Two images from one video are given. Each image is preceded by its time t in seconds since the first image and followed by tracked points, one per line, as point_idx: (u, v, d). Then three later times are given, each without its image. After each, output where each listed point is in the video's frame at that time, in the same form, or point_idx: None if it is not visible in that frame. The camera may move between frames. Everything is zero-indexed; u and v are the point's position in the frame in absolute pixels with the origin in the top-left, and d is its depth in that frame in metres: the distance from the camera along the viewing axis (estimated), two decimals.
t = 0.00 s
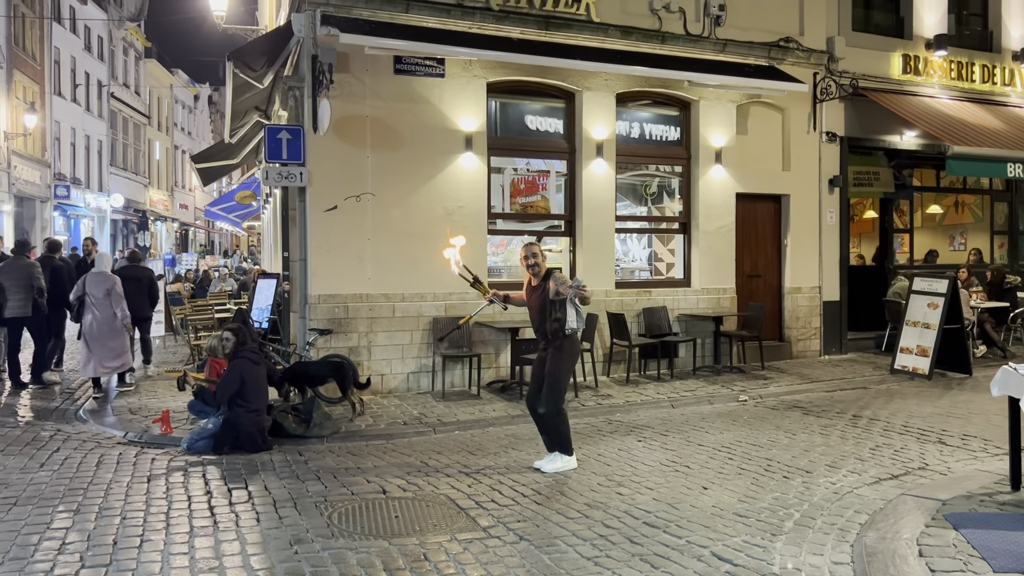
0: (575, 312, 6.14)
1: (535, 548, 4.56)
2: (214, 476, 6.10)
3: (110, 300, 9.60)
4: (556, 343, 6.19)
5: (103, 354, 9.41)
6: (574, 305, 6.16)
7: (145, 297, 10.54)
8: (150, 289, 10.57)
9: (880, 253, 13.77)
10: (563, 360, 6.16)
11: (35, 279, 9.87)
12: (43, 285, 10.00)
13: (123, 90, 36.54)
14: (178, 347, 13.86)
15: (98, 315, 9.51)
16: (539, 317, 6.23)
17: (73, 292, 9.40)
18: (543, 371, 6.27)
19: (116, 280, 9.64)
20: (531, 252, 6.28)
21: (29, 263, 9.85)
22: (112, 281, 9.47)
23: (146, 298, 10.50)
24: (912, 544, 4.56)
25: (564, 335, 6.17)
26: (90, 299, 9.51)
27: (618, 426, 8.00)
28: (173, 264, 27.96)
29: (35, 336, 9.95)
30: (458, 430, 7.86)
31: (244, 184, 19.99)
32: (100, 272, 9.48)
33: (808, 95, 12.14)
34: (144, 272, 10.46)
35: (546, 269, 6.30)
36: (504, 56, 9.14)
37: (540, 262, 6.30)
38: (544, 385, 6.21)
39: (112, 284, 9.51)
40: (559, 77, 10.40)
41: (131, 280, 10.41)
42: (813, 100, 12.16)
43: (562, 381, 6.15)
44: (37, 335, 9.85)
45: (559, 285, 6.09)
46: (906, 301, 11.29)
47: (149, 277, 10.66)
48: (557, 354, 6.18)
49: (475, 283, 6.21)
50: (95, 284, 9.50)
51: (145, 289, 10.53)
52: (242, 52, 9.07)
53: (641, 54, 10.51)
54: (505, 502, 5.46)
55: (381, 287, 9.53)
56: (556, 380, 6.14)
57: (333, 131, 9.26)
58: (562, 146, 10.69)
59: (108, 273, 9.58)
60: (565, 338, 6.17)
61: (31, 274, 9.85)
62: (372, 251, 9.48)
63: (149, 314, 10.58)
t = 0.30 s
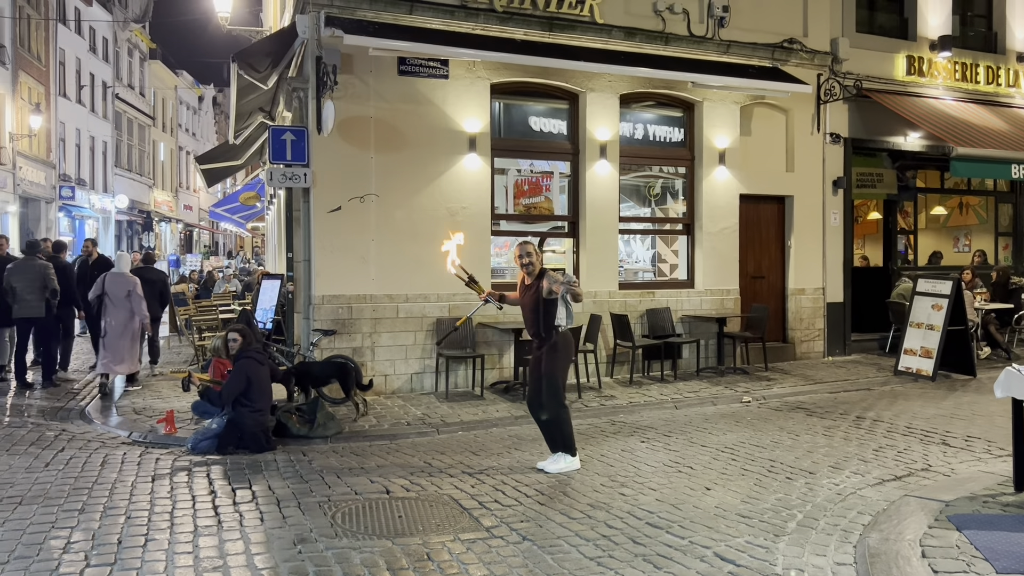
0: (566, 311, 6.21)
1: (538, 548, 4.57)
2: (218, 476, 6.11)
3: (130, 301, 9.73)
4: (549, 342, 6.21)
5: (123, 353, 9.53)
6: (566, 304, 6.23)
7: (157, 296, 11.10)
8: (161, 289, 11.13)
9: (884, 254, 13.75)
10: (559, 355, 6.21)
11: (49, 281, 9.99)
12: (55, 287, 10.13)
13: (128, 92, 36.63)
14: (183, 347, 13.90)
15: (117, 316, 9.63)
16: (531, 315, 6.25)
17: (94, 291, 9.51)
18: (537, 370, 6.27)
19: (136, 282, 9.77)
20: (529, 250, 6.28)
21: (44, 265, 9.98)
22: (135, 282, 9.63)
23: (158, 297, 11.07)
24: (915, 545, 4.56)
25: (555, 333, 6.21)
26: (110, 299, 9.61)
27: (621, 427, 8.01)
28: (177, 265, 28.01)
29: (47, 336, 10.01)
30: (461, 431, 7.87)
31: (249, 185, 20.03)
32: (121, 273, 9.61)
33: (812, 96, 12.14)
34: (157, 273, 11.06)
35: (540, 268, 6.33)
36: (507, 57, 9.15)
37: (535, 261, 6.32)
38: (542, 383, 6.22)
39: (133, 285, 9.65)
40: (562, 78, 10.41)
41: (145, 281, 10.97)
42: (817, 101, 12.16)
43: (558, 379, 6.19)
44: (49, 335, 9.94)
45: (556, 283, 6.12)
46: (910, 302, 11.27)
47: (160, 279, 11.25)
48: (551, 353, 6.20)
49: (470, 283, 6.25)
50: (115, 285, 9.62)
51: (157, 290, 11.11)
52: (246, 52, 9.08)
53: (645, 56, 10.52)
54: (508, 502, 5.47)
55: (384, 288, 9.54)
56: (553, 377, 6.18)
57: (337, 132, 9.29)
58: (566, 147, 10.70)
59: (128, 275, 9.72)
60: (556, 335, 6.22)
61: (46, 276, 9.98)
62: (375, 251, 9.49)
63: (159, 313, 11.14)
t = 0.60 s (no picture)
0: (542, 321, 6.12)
1: (544, 547, 4.58)
2: (225, 475, 6.14)
3: (148, 298, 10.26)
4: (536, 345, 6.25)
5: (143, 347, 9.98)
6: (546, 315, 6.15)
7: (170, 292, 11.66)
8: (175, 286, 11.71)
9: (891, 254, 13.71)
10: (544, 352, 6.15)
11: (68, 281, 10.08)
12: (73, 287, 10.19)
13: (137, 92, 36.76)
14: (190, 347, 13.97)
15: (136, 312, 10.16)
16: (516, 317, 6.28)
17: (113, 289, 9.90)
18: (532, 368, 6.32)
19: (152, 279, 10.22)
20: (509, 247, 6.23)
21: (64, 265, 10.06)
22: (152, 281, 10.15)
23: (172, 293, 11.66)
24: (921, 545, 4.55)
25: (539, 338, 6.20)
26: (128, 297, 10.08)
27: (627, 427, 8.01)
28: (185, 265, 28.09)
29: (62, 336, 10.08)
30: (468, 431, 7.89)
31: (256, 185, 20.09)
32: (138, 273, 10.10)
33: (819, 96, 12.11)
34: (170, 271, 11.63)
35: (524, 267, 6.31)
36: (514, 57, 9.16)
37: (516, 260, 6.28)
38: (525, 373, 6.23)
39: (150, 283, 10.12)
40: (569, 78, 10.42)
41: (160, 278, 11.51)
42: (824, 101, 12.13)
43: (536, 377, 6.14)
44: (62, 336, 9.93)
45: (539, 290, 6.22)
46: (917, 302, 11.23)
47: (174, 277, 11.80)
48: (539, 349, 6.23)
49: (453, 283, 6.18)
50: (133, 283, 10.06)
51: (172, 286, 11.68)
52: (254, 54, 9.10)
53: (651, 55, 10.52)
54: (514, 501, 5.48)
55: (391, 288, 9.56)
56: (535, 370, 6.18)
57: (344, 132, 9.31)
58: (572, 147, 10.71)
59: (145, 273, 10.22)
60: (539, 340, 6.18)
61: (65, 276, 10.08)
62: (382, 251, 9.52)
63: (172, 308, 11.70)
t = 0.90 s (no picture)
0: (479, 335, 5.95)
1: (557, 545, 4.58)
2: (239, 472, 6.18)
3: (165, 297, 10.33)
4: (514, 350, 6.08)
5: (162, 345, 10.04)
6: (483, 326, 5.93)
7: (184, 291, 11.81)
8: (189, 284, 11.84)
9: (906, 253, 13.63)
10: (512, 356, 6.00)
11: (87, 280, 10.21)
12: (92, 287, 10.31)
13: (151, 92, 36.98)
14: (205, 345, 14.04)
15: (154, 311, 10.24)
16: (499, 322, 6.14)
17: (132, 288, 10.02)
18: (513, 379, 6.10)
19: (170, 278, 10.34)
20: (485, 244, 6.14)
21: (84, 265, 10.22)
22: (170, 281, 10.21)
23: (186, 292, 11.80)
24: (935, 545, 4.53)
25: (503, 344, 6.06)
26: (147, 295, 10.18)
27: (640, 426, 8.00)
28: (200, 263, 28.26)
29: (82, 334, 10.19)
30: (480, 429, 7.90)
31: (270, 184, 20.18)
32: (156, 273, 10.16)
33: (833, 94, 12.05)
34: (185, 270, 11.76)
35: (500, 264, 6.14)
36: (526, 56, 9.16)
37: (488, 258, 6.14)
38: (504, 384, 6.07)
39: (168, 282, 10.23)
40: (581, 77, 10.41)
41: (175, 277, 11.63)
42: (838, 99, 12.07)
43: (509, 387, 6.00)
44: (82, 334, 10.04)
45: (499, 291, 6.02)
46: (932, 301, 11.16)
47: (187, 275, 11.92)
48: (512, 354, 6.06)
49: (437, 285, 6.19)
50: (152, 282, 10.16)
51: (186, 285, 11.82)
52: (267, 52, 9.12)
53: (664, 53, 10.49)
54: (527, 499, 5.49)
55: (404, 286, 9.59)
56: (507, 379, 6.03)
57: (357, 131, 9.34)
58: (585, 146, 10.70)
59: (162, 273, 10.29)
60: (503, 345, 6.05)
61: (86, 275, 10.22)
62: (395, 250, 9.55)
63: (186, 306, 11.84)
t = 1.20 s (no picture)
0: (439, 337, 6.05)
1: (575, 543, 4.58)
2: (260, 469, 6.23)
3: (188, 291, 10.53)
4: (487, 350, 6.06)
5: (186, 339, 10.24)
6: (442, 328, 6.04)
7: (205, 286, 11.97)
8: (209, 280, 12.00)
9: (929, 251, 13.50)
10: (476, 353, 6.02)
11: (107, 277, 10.30)
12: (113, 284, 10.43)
13: (173, 92, 37.29)
14: (225, 342, 14.15)
15: (178, 305, 10.45)
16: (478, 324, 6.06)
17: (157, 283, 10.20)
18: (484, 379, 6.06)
19: (193, 273, 10.52)
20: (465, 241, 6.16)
21: (103, 263, 10.31)
22: (193, 275, 10.38)
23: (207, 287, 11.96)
24: (958, 545, 4.48)
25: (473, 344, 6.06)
26: (171, 290, 10.35)
27: (659, 425, 7.97)
28: (220, 262, 28.48)
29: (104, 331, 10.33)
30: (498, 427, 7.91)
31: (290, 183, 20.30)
32: (180, 268, 10.35)
33: (855, 90, 11.95)
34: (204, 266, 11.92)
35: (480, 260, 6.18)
36: (545, 54, 9.14)
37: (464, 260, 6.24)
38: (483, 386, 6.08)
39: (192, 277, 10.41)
40: (600, 74, 10.38)
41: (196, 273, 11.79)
42: (860, 95, 11.96)
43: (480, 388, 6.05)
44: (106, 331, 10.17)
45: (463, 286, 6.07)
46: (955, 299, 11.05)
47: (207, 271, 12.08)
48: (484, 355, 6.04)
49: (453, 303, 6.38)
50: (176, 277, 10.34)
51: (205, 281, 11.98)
52: (286, 52, 9.15)
53: (684, 51, 10.44)
54: (546, 498, 5.49)
55: (423, 285, 9.61)
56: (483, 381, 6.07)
57: (376, 130, 9.38)
58: (604, 144, 10.68)
59: (185, 267, 10.48)
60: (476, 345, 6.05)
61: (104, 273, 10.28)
62: (414, 248, 9.57)
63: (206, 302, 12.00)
